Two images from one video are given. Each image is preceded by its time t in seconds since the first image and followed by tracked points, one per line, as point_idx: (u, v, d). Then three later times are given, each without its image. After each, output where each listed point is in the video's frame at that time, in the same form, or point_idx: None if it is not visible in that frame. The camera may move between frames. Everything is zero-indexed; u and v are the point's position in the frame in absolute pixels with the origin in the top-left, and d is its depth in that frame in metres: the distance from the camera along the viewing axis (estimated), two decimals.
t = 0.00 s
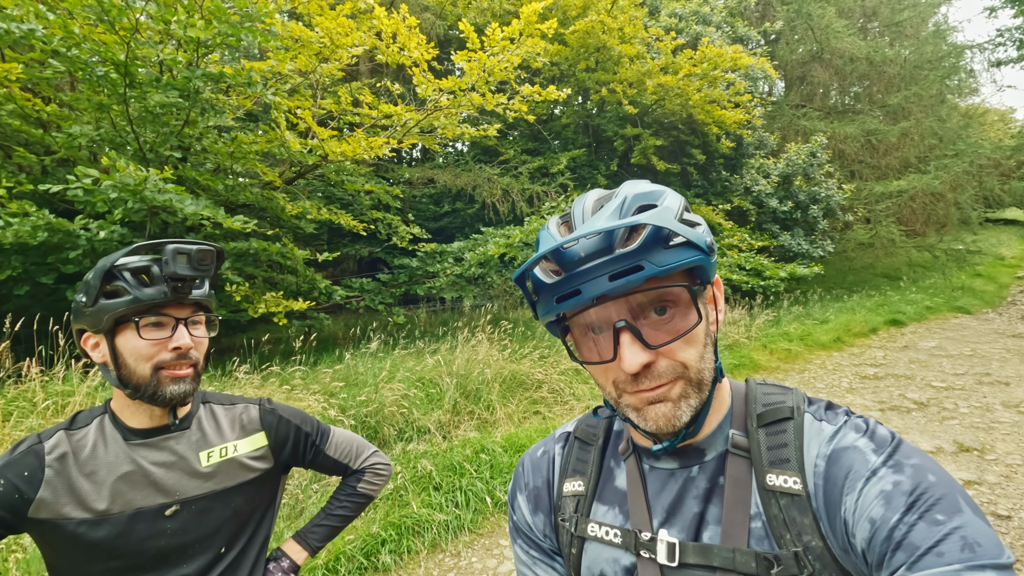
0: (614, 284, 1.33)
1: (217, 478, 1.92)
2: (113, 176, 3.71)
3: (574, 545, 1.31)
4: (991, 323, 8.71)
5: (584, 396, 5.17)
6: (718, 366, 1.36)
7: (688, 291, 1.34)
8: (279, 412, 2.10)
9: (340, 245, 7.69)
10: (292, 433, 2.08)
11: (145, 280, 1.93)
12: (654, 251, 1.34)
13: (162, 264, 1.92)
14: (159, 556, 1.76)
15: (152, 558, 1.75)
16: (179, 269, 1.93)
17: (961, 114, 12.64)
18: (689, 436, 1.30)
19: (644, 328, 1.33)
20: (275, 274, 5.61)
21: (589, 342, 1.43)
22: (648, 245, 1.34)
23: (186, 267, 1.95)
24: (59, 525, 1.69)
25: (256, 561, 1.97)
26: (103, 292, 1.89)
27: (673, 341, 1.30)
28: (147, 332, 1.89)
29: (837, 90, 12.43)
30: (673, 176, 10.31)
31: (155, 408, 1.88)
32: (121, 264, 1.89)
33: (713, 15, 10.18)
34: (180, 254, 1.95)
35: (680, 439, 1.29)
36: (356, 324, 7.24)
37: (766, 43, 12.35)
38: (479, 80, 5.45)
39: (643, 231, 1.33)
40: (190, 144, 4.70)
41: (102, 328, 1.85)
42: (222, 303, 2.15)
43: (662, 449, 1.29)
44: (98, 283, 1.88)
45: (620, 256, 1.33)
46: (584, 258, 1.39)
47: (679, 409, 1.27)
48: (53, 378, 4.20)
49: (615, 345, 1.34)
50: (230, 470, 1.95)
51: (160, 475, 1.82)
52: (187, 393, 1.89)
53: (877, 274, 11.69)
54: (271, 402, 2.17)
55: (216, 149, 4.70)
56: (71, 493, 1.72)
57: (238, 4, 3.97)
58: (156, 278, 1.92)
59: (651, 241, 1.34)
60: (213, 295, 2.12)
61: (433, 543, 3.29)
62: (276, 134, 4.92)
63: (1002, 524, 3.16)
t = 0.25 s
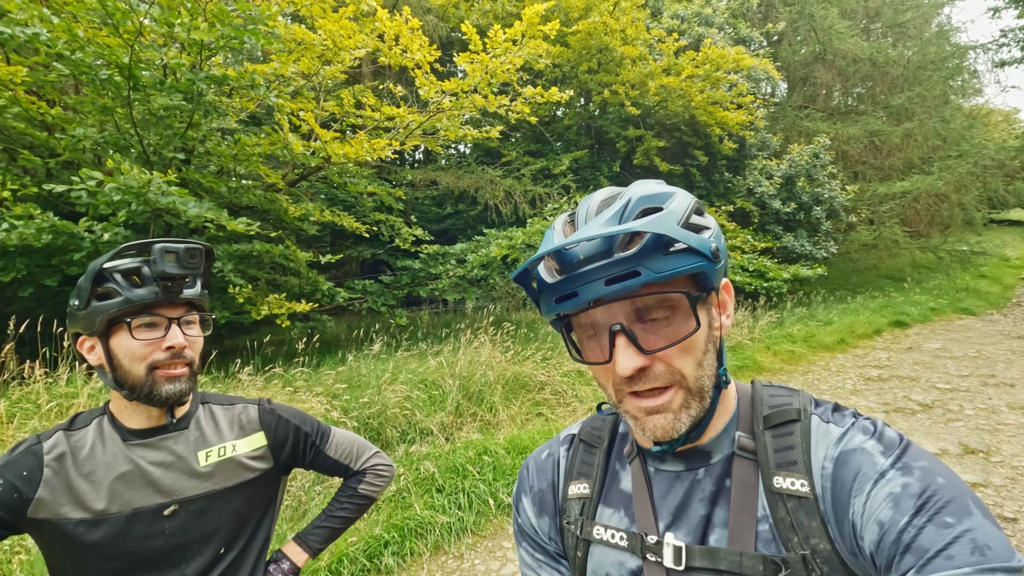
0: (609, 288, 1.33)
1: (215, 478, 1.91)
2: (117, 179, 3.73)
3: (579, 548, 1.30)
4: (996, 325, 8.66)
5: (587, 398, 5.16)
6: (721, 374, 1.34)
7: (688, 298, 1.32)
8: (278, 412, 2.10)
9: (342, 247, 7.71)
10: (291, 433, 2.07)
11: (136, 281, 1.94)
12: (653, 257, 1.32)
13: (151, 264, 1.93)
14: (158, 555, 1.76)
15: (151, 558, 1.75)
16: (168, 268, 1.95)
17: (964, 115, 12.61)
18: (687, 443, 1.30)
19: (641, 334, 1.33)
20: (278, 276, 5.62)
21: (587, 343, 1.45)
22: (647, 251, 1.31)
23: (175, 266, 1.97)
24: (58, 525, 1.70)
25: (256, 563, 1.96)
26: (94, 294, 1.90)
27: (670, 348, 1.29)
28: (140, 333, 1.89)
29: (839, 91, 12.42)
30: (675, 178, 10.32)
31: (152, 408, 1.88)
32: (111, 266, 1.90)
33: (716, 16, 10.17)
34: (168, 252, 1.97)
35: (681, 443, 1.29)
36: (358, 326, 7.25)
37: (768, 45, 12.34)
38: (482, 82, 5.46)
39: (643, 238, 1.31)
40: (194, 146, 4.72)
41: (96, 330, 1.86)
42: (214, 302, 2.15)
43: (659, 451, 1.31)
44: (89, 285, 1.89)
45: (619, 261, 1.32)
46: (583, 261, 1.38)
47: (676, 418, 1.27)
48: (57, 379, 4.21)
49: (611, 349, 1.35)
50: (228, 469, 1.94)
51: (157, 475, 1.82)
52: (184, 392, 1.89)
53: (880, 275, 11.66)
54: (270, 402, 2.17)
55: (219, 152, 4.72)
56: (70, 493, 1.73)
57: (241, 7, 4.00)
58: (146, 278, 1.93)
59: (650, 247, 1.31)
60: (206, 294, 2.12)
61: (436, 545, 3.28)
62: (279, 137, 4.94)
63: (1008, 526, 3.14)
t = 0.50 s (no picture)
0: (607, 273, 1.34)
1: (215, 477, 1.91)
2: (121, 179, 3.74)
3: (582, 545, 1.31)
4: (1000, 326, 8.63)
5: (589, 399, 5.15)
6: (719, 380, 1.30)
7: (687, 298, 1.30)
8: (277, 411, 2.10)
9: (345, 248, 7.73)
10: (291, 432, 2.07)
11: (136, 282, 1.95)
12: (654, 249, 1.31)
13: (150, 264, 1.93)
14: (158, 554, 1.76)
15: (150, 557, 1.75)
16: (167, 269, 1.94)
17: (967, 115, 12.57)
18: (668, 440, 1.30)
19: (635, 324, 1.33)
20: (280, 277, 5.63)
21: (587, 323, 1.48)
22: (650, 243, 1.30)
23: (174, 267, 1.96)
24: (58, 523, 1.70)
25: (256, 562, 1.96)
26: (95, 295, 1.91)
27: (660, 342, 1.29)
28: (140, 333, 1.90)
29: (842, 92, 12.40)
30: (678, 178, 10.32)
31: (152, 408, 1.89)
32: (110, 267, 1.90)
33: (718, 17, 10.16)
34: (167, 253, 1.96)
35: (664, 438, 1.29)
36: (361, 327, 7.26)
37: (770, 45, 12.33)
38: (484, 83, 5.46)
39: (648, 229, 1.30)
40: (197, 148, 4.72)
41: (95, 330, 1.86)
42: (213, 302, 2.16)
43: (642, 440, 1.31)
44: (89, 286, 1.90)
45: (622, 247, 1.32)
46: (592, 243, 1.39)
47: (654, 410, 1.27)
48: (61, 380, 4.23)
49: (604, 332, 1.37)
50: (227, 467, 1.94)
51: (157, 473, 1.82)
52: (183, 392, 1.89)
53: (883, 276, 11.63)
54: (271, 401, 2.17)
55: (222, 153, 4.74)
56: (70, 492, 1.74)
57: (245, 8, 4.02)
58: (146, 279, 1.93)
59: (654, 240, 1.31)
60: (205, 294, 2.12)
61: (438, 546, 3.28)
62: (282, 138, 4.95)
63: (1012, 528, 3.12)
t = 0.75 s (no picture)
0: (613, 253, 1.36)
1: (223, 468, 1.93)
2: (128, 180, 3.78)
3: (586, 529, 1.33)
4: (1007, 327, 8.57)
5: (593, 399, 5.16)
6: (719, 365, 1.31)
7: (691, 280, 1.31)
8: (285, 404, 2.12)
9: (350, 248, 7.77)
10: (298, 425, 2.09)
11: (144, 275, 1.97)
12: (660, 232, 1.33)
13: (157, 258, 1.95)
14: (168, 542, 1.78)
15: (160, 545, 1.78)
16: (173, 262, 1.97)
17: (975, 116, 12.48)
18: (666, 421, 1.33)
19: (639, 303, 1.35)
20: (286, 277, 5.67)
21: (595, 303, 1.50)
22: (656, 225, 1.33)
23: (180, 260, 1.99)
24: (71, 511, 1.73)
25: (263, 553, 1.98)
26: (104, 289, 1.94)
27: (662, 321, 1.30)
28: (148, 325, 1.92)
29: (848, 92, 12.36)
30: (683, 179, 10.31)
31: (161, 399, 1.91)
32: (118, 261, 1.92)
33: (723, 18, 10.14)
34: (173, 247, 1.98)
35: (662, 418, 1.32)
36: (365, 326, 7.29)
37: (775, 46, 12.30)
38: (488, 84, 5.47)
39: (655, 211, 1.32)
40: (204, 148, 4.76)
41: (106, 323, 1.90)
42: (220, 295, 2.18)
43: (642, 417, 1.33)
44: (99, 280, 1.92)
45: (629, 227, 1.34)
46: (604, 224, 1.42)
47: (653, 385, 1.28)
48: (70, 377, 4.27)
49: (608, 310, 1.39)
50: (235, 459, 1.96)
51: (167, 463, 1.85)
52: (191, 381, 1.91)
53: (889, 278, 11.58)
54: (279, 394, 2.19)
55: (229, 153, 4.78)
56: (82, 480, 1.76)
57: (251, 10, 4.05)
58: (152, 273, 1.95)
59: (660, 222, 1.33)
60: (211, 288, 2.14)
61: (442, 544, 3.30)
62: (288, 139, 4.98)
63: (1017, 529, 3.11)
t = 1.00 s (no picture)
0: (602, 248, 1.38)
1: (224, 462, 1.94)
2: (131, 179, 3.81)
3: (576, 520, 1.35)
4: (1009, 327, 8.55)
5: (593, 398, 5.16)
6: (706, 357, 1.32)
7: (677, 275, 1.33)
8: (285, 400, 2.13)
9: (352, 248, 7.80)
10: (298, 421, 2.10)
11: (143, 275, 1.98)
12: (646, 228, 1.35)
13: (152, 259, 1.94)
14: (170, 534, 1.80)
15: (163, 537, 1.80)
16: (168, 263, 1.96)
17: (978, 116, 12.44)
18: (653, 411, 1.33)
19: (627, 297, 1.36)
20: (288, 276, 5.69)
21: (586, 297, 1.52)
22: (642, 222, 1.34)
23: (175, 261, 1.97)
24: (76, 503, 1.75)
25: (263, 546, 1.99)
26: (105, 288, 1.96)
27: (648, 314, 1.32)
28: (147, 324, 1.94)
29: (850, 92, 12.33)
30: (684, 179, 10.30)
31: (163, 395, 1.92)
32: (117, 261, 1.94)
33: (724, 18, 10.13)
34: (168, 248, 1.96)
35: (648, 409, 1.33)
36: (367, 326, 7.32)
37: (777, 46, 12.29)
38: (489, 84, 5.49)
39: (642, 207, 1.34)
40: (206, 148, 4.78)
41: (107, 322, 1.92)
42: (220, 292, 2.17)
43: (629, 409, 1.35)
44: (99, 280, 1.95)
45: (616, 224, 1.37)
46: (593, 221, 1.44)
47: (639, 375, 1.30)
48: (73, 376, 4.30)
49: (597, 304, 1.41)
50: (236, 454, 1.98)
51: (169, 457, 1.86)
52: (190, 379, 1.92)
53: (892, 278, 11.57)
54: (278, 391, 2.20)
55: (231, 154, 4.80)
56: (88, 473, 1.78)
57: (253, 11, 4.08)
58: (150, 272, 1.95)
59: (646, 219, 1.35)
60: (211, 285, 2.13)
61: (442, 541, 3.31)
62: (289, 139, 5.01)
63: (1016, 527, 3.11)
